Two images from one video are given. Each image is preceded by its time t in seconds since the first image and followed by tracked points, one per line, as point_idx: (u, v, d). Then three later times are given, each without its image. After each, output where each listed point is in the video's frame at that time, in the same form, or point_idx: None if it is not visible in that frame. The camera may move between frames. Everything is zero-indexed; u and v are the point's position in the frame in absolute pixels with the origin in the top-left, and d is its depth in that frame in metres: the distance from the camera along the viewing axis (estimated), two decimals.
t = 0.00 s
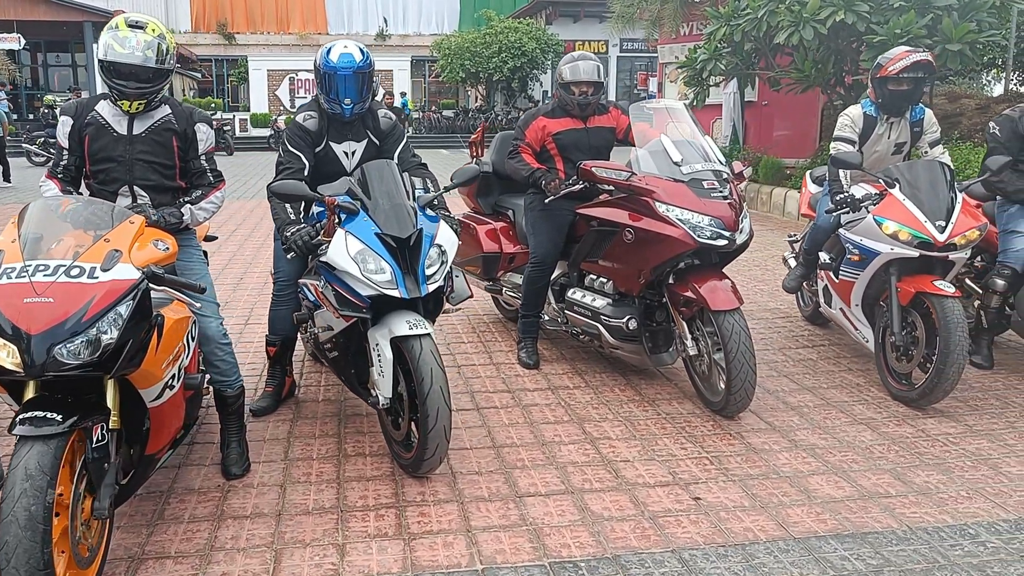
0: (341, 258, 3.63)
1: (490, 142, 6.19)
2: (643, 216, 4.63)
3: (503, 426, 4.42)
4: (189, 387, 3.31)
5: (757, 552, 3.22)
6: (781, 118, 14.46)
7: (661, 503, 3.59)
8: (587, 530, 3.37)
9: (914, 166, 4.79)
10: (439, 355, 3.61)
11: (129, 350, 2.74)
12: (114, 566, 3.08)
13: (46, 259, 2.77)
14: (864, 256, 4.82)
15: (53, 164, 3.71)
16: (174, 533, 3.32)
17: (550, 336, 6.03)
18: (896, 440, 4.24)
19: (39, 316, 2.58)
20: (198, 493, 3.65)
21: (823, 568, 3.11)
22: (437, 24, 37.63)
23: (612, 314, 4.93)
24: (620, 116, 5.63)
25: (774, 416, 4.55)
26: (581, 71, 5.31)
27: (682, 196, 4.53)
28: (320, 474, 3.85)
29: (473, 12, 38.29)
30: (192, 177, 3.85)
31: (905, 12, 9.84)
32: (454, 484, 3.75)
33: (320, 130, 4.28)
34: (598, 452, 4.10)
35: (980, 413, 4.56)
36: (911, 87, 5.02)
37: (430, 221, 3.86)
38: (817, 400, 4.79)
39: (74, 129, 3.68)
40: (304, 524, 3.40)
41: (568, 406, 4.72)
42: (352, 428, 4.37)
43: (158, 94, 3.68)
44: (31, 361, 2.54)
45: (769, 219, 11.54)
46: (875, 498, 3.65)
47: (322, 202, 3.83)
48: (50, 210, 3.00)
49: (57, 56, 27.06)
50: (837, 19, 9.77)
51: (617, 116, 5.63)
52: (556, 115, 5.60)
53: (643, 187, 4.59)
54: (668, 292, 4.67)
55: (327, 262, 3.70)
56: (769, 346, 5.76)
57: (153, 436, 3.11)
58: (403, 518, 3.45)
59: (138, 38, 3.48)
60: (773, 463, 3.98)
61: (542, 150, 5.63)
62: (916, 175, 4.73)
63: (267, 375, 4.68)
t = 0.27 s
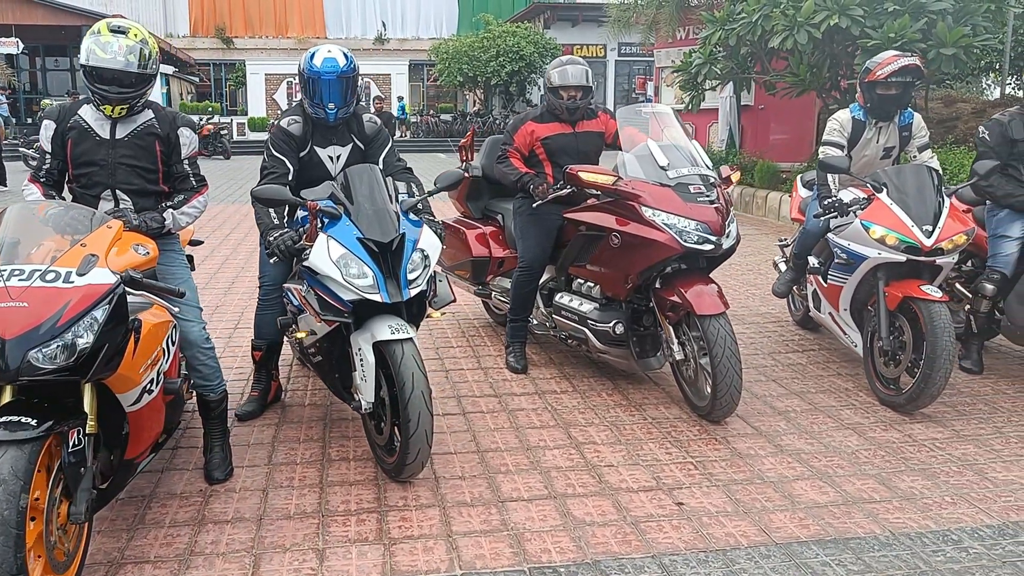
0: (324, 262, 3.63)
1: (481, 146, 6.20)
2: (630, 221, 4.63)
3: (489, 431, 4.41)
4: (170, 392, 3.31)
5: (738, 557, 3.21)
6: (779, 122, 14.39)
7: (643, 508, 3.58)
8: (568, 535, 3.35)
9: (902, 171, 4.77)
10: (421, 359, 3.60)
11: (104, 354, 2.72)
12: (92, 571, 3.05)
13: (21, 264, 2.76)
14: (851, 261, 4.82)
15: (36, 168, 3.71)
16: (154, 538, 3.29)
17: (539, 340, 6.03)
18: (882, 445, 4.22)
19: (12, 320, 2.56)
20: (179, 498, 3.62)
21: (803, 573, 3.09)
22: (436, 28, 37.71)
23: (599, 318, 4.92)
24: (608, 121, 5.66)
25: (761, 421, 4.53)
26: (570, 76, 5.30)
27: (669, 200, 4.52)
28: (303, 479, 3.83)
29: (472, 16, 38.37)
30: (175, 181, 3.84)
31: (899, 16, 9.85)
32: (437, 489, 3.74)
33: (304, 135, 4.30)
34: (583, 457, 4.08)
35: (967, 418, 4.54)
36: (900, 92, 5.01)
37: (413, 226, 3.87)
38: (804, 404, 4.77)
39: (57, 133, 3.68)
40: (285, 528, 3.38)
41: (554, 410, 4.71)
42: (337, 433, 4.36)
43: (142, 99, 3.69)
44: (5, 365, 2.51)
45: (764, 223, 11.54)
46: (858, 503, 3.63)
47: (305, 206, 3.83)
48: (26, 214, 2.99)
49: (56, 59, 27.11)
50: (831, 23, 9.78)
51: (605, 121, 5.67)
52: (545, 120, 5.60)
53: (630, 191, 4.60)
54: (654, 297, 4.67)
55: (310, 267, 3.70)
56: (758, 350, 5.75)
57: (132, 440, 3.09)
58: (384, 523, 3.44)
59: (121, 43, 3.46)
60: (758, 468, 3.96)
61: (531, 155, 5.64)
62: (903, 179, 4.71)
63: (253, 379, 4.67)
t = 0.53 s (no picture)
0: (314, 262, 3.63)
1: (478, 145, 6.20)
2: (624, 220, 4.62)
3: (482, 431, 4.41)
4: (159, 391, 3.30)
5: (727, 558, 3.19)
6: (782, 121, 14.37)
7: (634, 508, 3.57)
8: (558, 536, 3.34)
9: (898, 170, 4.75)
10: (411, 359, 3.60)
11: (89, 355, 2.72)
12: (80, 571, 3.04)
13: (7, 264, 2.76)
14: (847, 261, 4.79)
15: (29, 167, 3.75)
16: (143, 538, 3.28)
17: (535, 340, 6.02)
18: (876, 445, 4.20)
19: None
20: (170, 497, 3.62)
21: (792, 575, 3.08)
22: (440, 28, 37.73)
23: (593, 318, 4.91)
24: (604, 121, 5.65)
25: (756, 422, 4.51)
26: (566, 75, 5.31)
27: (663, 200, 4.51)
28: (294, 479, 3.83)
29: (476, 16, 38.39)
30: (166, 180, 3.84)
31: (900, 15, 9.82)
32: (428, 489, 3.73)
33: (297, 135, 4.31)
34: (575, 457, 4.07)
35: (963, 419, 4.52)
36: (897, 91, 4.98)
37: (404, 226, 3.86)
38: (799, 405, 4.75)
39: (49, 132, 3.68)
40: (274, 528, 3.37)
41: (549, 410, 4.70)
42: (330, 433, 4.36)
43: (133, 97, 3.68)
44: None
45: (766, 222, 11.51)
46: (851, 504, 3.61)
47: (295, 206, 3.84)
48: (12, 215, 2.99)
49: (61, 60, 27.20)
50: (832, 22, 9.74)
51: (602, 121, 5.65)
52: (540, 120, 5.60)
53: (624, 191, 4.60)
54: (648, 296, 4.66)
55: (300, 267, 3.71)
56: (755, 350, 5.72)
57: (121, 440, 3.09)
58: (373, 523, 3.43)
59: (113, 44, 3.45)
60: (751, 469, 3.94)
61: (527, 155, 5.64)
62: (899, 179, 4.68)
63: (247, 379, 4.67)
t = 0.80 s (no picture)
0: (298, 261, 3.62)
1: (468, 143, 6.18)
2: (612, 218, 4.61)
3: (469, 429, 4.40)
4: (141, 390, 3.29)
5: (711, 557, 3.18)
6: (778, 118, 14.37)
7: (619, 507, 3.56)
8: (541, 535, 3.33)
9: (886, 168, 4.74)
10: (395, 358, 3.59)
11: (66, 354, 2.70)
12: (60, 571, 3.03)
13: None
14: (836, 259, 4.78)
15: (11, 166, 3.71)
16: (125, 537, 3.28)
17: (525, 338, 6.01)
18: (863, 443, 4.19)
19: None
20: (153, 497, 3.61)
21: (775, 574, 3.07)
22: (437, 25, 37.71)
23: (582, 316, 4.90)
24: (594, 118, 5.62)
25: (743, 420, 4.51)
26: (556, 72, 5.29)
27: (650, 198, 4.50)
28: (279, 478, 3.82)
29: (474, 13, 38.37)
30: (150, 177, 3.84)
31: (894, 12, 9.82)
32: (412, 488, 3.72)
33: (283, 132, 4.30)
34: (561, 456, 4.06)
35: (951, 417, 4.51)
36: (887, 89, 4.96)
37: (389, 223, 3.85)
38: (788, 403, 4.75)
39: (32, 129, 3.66)
40: (257, 527, 3.36)
41: (537, 409, 4.69)
42: (317, 431, 4.35)
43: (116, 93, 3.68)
44: None
45: (760, 220, 11.50)
46: (836, 502, 3.60)
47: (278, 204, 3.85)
48: None
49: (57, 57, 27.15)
50: (826, 20, 9.73)
51: (592, 118, 5.62)
52: (530, 117, 5.58)
53: (611, 189, 4.58)
54: (636, 294, 4.65)
55: (284, 265, 3.69)
56: (745, 348, 5.72)
57: (102, 439, 3.08)
58: (357, 522, 3.42)
59: (108, 42, 3.48)
60: (737, 467, 3.93)
61: (516, 152, 5.62)
62: (888, 177, 4.67)
63: (234, 377, 4.66)
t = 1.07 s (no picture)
0: (277, 259, 3.61)
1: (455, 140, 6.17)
2: (596, 216, 4.59)
3: (452, 428, 4.38)
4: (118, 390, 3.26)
5: (690, 557, 3.17)
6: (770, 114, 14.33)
7: (600, 506, 3.54)
8: (521, 534, 3.32)
9: (869, 166, 4.74)
10: (375, 357, 3.57)
11: (37, 354, 2.67)
12: (34, 573, 3.01)
13: None
14: (819, 256, 4.78)
15: None
16: (101, 538, 3.25)
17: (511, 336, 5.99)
18: (846, 441, 4.19)
19: None
20: (131, 497, 3.58)
21: (754, 572, 3.06)
22: (430, 23, 37.67)
23: (566, 314, 4.89)
24: (580, 116, 5.61)
25: (727, 418, 4.50)
26: (541, 69, 5.28)
27: (634, 196, 4.49)
28: (259, 477, 3.80)
29: (466, 11, 38.32)
30: (128, 173, 3.81)
31: (882, 10, 9.84)
32: (393, 488, 3.71)
33: (264, 129, 4.28)
34: (544, 454, 4.05)
35: (934, 414, 4.52)
36: (871, 86, 4.96)
37: (370, 221, 3.83)
38: (772, 401, 4.74)
39: (8, 126, 3.62)
40: (235, 528, 3.34)
41: (521, 407, 4.67)
42: (298, 430, 4.33)
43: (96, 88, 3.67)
44: None
45: (750, 218, 11.51)
46: (816, 501, 3.59)
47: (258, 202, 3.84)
48: None
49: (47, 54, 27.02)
50: (814, 18, 9.74)
51: (577, 117, 5.62)
52: (516, 115, 5.56)
53: (595, 186, 4.57)
54: (621, 292, 4.64)
55: (263, 264, 3.68)
56: (731, 346, 5.71)
57: (77, 440, 3.06)
58: (336, 522, 3.41)
59: (99, 39, 3.48)
60: (719, 466, 3.92)
61: (502, 150, 5.60)
62: (871, 175, 4.68)
63: (217, 376, 4.63)
